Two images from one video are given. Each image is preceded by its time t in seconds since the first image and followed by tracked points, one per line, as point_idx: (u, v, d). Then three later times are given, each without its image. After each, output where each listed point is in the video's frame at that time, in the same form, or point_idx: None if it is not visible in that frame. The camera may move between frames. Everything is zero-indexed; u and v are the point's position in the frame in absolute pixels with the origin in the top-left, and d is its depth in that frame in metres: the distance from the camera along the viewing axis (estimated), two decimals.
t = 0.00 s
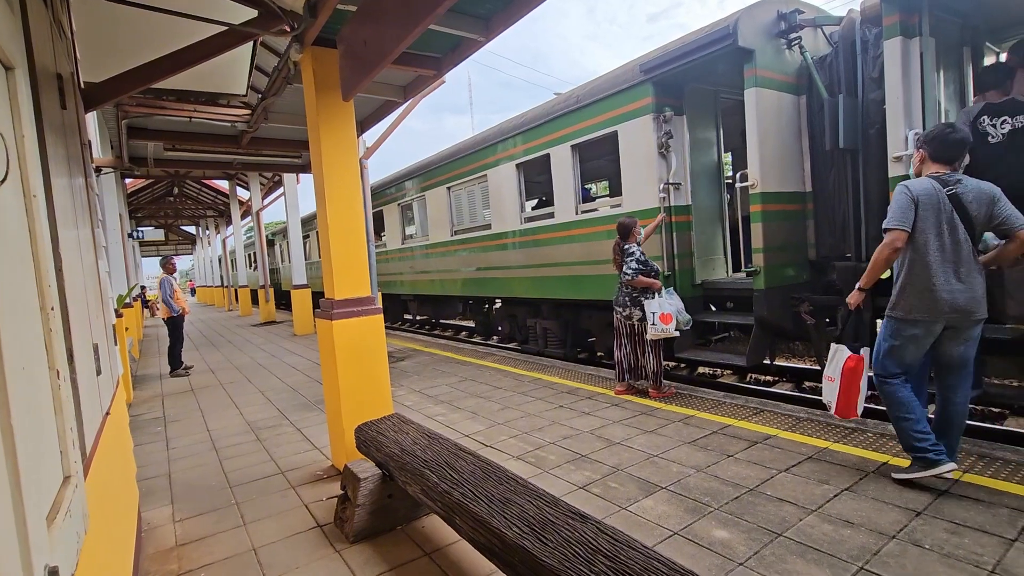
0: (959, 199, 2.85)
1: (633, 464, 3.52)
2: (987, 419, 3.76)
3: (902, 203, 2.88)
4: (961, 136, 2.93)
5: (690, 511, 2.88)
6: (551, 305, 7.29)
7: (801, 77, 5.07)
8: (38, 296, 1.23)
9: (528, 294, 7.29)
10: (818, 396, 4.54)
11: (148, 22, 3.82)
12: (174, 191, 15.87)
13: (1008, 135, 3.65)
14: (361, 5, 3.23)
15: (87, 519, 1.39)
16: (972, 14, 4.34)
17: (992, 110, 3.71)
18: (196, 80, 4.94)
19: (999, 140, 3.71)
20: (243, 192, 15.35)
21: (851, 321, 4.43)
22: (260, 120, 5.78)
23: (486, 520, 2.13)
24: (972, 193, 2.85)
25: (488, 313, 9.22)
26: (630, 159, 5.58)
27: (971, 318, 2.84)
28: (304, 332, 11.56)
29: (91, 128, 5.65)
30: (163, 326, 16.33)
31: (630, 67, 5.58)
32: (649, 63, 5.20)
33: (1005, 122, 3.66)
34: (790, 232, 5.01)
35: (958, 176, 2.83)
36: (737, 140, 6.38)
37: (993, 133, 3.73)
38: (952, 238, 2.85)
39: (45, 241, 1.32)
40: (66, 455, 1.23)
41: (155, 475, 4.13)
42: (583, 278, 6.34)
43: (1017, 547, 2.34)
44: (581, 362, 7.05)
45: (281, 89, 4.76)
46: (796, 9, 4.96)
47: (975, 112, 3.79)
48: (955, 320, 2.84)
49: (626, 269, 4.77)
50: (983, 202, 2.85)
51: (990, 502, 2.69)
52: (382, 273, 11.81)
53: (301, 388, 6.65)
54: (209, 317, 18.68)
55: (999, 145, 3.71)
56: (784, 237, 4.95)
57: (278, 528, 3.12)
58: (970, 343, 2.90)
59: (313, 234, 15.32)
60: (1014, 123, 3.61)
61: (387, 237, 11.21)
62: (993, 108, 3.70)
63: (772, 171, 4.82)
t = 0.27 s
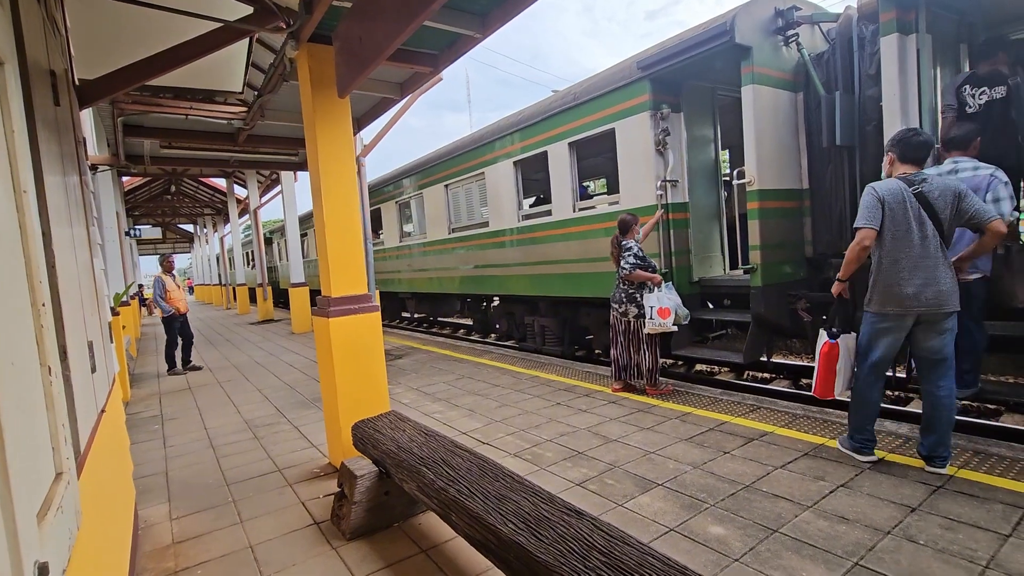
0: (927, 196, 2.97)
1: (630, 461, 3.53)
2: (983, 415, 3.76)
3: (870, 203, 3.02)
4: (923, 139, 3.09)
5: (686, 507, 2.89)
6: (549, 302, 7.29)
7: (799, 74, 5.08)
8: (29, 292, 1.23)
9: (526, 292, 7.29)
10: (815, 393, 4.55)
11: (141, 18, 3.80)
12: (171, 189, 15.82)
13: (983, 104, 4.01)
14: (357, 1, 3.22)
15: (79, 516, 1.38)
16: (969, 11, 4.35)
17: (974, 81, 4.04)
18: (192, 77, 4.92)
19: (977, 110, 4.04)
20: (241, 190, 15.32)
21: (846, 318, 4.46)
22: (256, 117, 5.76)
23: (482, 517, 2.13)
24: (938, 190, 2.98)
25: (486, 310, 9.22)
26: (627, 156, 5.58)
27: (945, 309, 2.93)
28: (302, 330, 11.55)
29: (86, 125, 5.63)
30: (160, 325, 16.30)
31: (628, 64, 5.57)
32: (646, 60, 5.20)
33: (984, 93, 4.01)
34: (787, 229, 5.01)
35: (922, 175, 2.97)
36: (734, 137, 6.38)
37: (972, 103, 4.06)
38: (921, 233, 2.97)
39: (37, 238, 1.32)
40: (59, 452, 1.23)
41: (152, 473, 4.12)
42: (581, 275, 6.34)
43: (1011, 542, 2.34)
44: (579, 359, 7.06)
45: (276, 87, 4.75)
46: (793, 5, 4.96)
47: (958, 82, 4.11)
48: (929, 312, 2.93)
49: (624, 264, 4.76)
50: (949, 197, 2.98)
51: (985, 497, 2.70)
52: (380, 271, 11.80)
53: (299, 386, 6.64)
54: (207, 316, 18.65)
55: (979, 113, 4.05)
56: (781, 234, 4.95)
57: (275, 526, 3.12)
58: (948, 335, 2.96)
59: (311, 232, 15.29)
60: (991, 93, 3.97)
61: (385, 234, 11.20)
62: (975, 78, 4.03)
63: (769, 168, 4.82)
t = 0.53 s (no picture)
0: (889, 195, 3.05)
1: (631, 458, 3.52)
2: (986, 413, 3.75)
3: (834, 206, 3.21)
4: (894, 139, 3.17)
5: (687, 504, 2.88)
6: (550, 300, 7.28)
7: (800, 70, 5.05)
8: (25, 287, 1.22)
9: (527, 290, 7.28)
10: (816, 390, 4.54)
11: (141, 15, 3.80)
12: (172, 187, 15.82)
13: (981, 90, 3.97)
14: None
15: (78, 512, 1.38)
16: (972, 7, 4.32)
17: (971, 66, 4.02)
18: (192, 74, 4.91)
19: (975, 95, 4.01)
20: (241, 188, 15.31)
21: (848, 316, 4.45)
22: (257, 115, 5.75)
23: (482, 513, 2.12)
24: (903, 188, 3.04)
25: (487, 308, 9.22)
26: (628, 153, 5.56)
27: (914, 303, 2.98)
28: (303, 328, 11.55)
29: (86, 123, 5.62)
30: (162, 323, 16.32)
31: (628, 61, 5.55)
32: (647, 57, 5.18)
33: (981, 79, 3.98)
34: (788, 226, 5.00)
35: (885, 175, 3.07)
36: (736, 134, 6.36)
37: (970, 89, 4.03)
38: (886, 231, 3.06)
39: (33, 233, 1.31)
40: (55, 447, 1.22)
41: (153, 471, 4.12)
42: (581, 273, 6.33)
43: (1013, 539, 2.34)
44: (579, 357, 7.05)
45: (276, 84, 4.74)
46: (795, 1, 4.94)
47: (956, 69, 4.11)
48: (897, 307, 3.01)
49: (625, 259, 4.76)
50: (914, 194, 3.02)
51: (987, 494, 2.69)
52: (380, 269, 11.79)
53: (299, 383, 6.64)
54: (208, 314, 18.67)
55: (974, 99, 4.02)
56: (783, 231, 4.94)
57: (276, 522, 3.12)
58: (928, 329, 2.99)
59: (312, 230, 15.29)
60: (989, 78, 3.94)
61: (386, 232, 11.19)
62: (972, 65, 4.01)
63: (770, 164, 4.80)
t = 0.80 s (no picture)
0: (887, 194, 3.04)
1: (633, 457, 3.51)
2: (992, 412, 3.72)
3: (835, 206, 3.26)
4: (899, 136, 3.13)
5: (690, 503, 2.87)
6: (552, 298, 7.27)
7: (805, 68, 5.03)
8: (27, 283, 1.22)
9: (529, 288, 7.27)
10: (821, 389, 4.53)
11: (146, 14, 3.81)
12: (176, 185, 15.85)
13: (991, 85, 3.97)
14: None
15: (80, 509, 1.38)
16: (978, 4, 4.29)
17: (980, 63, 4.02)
18: (195, 72, 4.92)
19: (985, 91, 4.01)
20: (245, 186, 15.32)
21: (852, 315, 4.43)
22: (260, 113, 5.75)
23: (483, 511, 2.12)
24: (902, 186, 3.01)
25: (490, 307, 9.21)
26: (631, 151, 5.55)
27: (911, 302, 2.97)
28: (306, 326, 11.58)
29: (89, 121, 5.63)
30: (165, 321, 16.37)
31: (632, 58, 5.53)
32: (650, 54, 5.17)
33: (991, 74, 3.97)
34: (793, 224, 4.97)
35: (883, 174, 3.05)
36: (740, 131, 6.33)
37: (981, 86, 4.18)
38: (885, 229, 3.06)
39: (34, 229, 1.30)
40: (57, 442, 1.22)
41: (156, 468, 4.13)
42: (584, 271, 6.32)
43: (1018, 539, 2.32)
44: (582, 355, 7.04)
45: (280, 82, 4.74)
46: None
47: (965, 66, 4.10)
48: (896, 305, 3.01)
49: (647, 260, 4.70)
50: (912, 192, 2.98)
51: (993, 494, 2.67)
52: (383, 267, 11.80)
53: (302, 382, 6.65)
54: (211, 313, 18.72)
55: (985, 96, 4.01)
56: (787, 229, 4.92)
57: (278, 520, 3.12)
58: (927, 327, 2.96)
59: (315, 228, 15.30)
60: (998, 74, 3.92)
61: (389, 231, 11.19)
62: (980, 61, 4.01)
63: (775, 162, 4.78)
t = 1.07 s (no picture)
0: (924, 191, 3.01)
1: (638, 457, 3.50)
2: (1000, 413, 3.69)
3: (871, 201, 3.23)
4: (944, 133, 3.09)
5: (695, 504, 2.86)
6: (557, 298, 7.27)
7: (811, 66, 5.00)
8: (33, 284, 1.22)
9: (533, 287, 7.27)
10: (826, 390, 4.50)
11: (151, 15, 3.82)
12: (182, 185, 15.92)
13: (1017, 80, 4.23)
14: None
15: (86, 509, 1.39)
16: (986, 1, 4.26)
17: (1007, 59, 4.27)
18: (201, 73, 4.93)
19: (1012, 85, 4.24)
20: (250, 186, 15.35)
21: (859, 315, 4.41)
22: (265, 113, 5.76)
23: (488, 512, 2.12)
24: (942, 184, 2.98)
25: (494, 306, 9.22)
26: (636, 150, 5.54)
27: (939, 303, 2.95)
28: (311, 326, 11.61)
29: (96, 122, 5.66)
30: (171, 320, 16.44)
31: (636, 57, 5.52)
32: (655, 53, 5.15)
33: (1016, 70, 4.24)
34: (798, 223, 4.94)
35: (923, 171, 3.02)
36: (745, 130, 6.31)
37: (1007, 81, 4.27)
38: (919, 227, 3.02)
39: (41, 229, 1.31)
40: (63, 442, 1.23)
41: (162, 467, 4.15)
42: (589, 271, 6.31)
43: None
44: (586, 355, 7.04)
45: (284, 82, 4.75)
46: None
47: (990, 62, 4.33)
48: (925, 304, 3.00)
49: (681, 258, 4.63)
50: (952, 192, 2.95)
51: (1001, 496, 2.65)
52: (388, 267, 11.81)
53: (307, 381, 6.67)
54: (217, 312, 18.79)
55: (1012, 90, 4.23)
56: (793, 229, 4.89)
57: (283, 519, 3.13)
58: (955, 330, 2.94)
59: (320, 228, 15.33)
60: None
61: (393, 230, 11.20)
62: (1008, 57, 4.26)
63: (780, 161, 4.76)
